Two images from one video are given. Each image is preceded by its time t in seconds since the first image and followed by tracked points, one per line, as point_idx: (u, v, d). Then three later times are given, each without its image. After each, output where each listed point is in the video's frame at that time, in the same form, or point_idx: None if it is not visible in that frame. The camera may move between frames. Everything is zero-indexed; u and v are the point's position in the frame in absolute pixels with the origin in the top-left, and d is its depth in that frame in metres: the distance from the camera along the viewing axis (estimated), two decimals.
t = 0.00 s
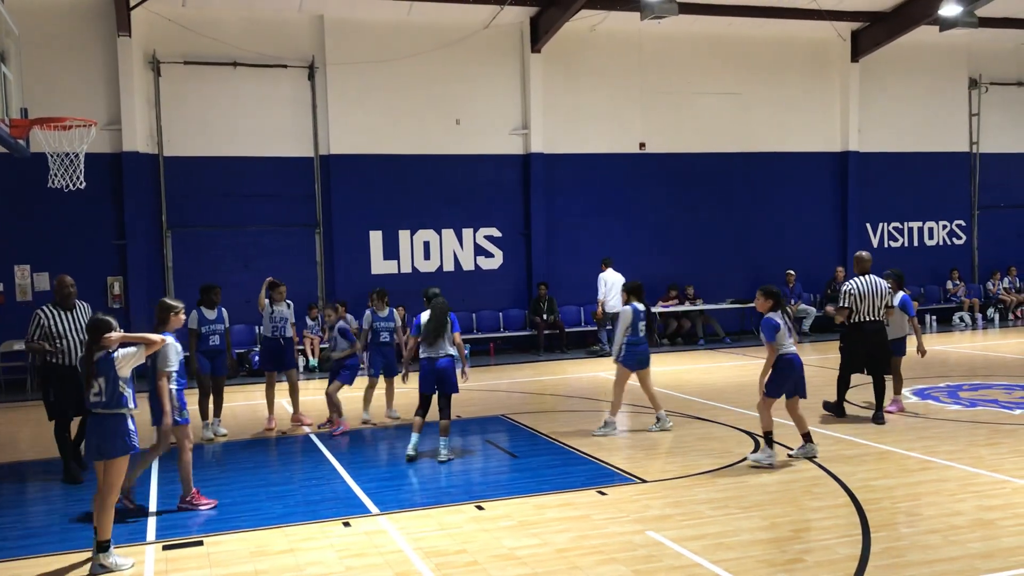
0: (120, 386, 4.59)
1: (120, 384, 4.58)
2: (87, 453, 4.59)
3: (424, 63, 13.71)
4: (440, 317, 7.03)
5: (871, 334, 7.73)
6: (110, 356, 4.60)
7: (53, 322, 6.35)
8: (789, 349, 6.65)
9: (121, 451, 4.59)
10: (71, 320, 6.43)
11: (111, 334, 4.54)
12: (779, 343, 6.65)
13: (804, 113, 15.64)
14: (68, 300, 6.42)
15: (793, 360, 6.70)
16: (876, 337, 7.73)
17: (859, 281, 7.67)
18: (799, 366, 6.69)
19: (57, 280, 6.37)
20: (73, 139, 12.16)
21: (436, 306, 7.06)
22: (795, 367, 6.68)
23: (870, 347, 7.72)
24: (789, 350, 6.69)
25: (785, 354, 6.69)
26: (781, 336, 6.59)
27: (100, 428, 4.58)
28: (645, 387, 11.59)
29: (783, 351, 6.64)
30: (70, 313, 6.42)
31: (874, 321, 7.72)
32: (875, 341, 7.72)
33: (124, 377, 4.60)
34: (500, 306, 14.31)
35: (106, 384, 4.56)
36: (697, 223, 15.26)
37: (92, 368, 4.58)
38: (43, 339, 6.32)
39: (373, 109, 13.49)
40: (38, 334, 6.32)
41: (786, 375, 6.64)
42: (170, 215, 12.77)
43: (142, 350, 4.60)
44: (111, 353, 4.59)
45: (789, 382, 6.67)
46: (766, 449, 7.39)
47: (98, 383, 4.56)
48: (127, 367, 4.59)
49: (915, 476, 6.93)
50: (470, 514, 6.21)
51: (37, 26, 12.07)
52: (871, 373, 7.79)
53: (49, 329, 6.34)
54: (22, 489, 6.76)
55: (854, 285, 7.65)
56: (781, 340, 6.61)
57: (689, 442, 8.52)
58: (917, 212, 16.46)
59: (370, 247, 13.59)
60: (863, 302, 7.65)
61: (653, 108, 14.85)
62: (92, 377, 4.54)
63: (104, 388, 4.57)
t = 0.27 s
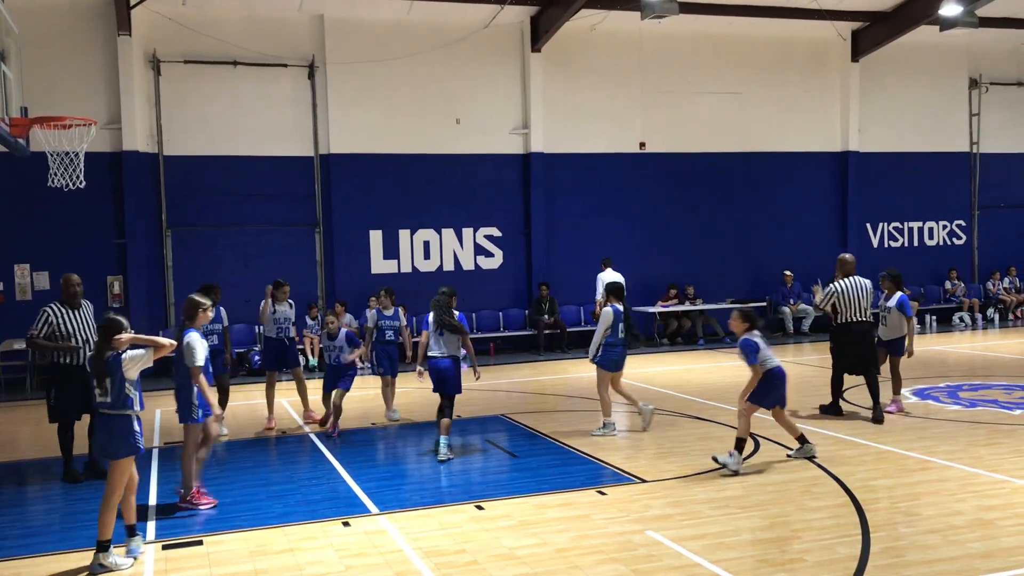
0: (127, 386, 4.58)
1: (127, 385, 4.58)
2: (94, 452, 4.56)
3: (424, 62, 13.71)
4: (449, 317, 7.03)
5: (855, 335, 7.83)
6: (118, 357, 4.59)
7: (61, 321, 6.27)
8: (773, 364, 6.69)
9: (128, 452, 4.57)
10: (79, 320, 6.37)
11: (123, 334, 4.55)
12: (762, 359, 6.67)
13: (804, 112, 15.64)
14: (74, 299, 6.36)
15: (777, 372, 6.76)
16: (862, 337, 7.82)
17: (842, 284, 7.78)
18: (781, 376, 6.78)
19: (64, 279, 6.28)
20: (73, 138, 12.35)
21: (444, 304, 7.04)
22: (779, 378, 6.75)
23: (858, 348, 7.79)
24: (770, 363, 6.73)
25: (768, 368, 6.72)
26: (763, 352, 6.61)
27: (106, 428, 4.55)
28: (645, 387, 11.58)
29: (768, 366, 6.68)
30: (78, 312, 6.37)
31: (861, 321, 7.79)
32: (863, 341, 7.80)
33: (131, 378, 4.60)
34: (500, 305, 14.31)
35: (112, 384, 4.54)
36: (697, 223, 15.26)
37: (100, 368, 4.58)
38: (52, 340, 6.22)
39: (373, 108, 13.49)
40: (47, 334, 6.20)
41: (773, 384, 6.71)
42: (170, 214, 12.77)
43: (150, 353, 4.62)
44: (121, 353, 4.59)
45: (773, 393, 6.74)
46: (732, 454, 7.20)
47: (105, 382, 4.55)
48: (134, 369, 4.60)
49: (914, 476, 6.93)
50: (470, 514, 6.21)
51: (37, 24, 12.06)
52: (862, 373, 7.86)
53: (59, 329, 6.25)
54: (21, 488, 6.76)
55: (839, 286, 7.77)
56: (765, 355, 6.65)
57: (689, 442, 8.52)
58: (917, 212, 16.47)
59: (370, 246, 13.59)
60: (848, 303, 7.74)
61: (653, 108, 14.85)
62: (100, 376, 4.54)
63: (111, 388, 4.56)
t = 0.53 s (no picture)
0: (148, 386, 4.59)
1: (148, 384, 4.59)
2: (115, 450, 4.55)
3: (424, 62, 13.71)
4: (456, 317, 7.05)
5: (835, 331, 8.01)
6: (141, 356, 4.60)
7: (74, 320, 6.29)
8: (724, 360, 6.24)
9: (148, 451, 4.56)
10: (91, 319, 6.40)
11: (148, 334, 4.57)
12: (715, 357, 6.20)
13: (804, 112, 15.64)
14: (88, 299, 6.38)
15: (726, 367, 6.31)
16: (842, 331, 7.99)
17: (827, 280, 7.89)
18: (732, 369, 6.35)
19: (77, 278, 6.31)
20: (74, 137, 12.33)
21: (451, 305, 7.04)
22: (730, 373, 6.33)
23: (832, 343, 7.99)
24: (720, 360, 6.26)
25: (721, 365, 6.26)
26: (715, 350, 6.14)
27: (124, 427, 4.54)
28: (645, 387, 11.58)
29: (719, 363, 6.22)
30: (91, 312, 6.39)
31: (839, 317, 7.97)
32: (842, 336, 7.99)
33: (152, 378, 4.61)
34: (500, 306, 14.31)
35: (133, 383, 4.56)
36: (697, 223, 15.26)
37: (122, 366, 4.59)
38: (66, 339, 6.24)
39: (373, 108, 13.49)
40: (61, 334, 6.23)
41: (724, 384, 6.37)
42: (171, 214, 12.77)
43: (172, 356, 4.63)
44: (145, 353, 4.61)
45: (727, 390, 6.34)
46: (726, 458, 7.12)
47: (126, 381, 4.56)
48: (156, 369, 4.60)
49: (914, 476, 6.93)
50: (469, 513, 6.21)
51: (37, 24, 12.06)
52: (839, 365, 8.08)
53: (73, 329, 6.28)
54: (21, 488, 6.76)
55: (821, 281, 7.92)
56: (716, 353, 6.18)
57: (688, 442, 8.51)
58: (917, 212, 16.47)
59: (370, 246, 13.59)
60: (827, 298, 7.93)
61: (653, 108, 14.85)
62: (121, 374, 4.55)
63: (131, 386, 4.57)
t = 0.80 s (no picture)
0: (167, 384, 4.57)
1: (167, 381, 4.56)
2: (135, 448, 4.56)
3: (424, 62, 13.72)
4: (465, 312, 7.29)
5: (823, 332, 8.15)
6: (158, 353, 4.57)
7: (83, 321, 6.21)
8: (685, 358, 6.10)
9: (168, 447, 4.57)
10: (101, 321, 6.31)
11: (165, 332, 4.58)
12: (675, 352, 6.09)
13: (804, 112, 15.65)
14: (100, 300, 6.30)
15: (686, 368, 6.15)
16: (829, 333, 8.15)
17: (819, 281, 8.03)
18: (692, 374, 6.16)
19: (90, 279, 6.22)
20: (73, 138, 12.35)
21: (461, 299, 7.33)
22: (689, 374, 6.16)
23: (825, 344, 8.12)
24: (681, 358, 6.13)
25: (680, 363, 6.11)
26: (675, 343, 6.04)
27: (143, 422, 4.53)
28: (645, 388, 11.58)
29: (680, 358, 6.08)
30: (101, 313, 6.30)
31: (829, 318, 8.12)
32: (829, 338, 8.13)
33: (170, 375, 4.57)
34: (500, 306, 14.31)
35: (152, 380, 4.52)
36: (697, 223, 15.26)
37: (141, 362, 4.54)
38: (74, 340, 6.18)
39: (373, 108, 13.49)
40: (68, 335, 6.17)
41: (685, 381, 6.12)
42: (171, 214, 12.77)
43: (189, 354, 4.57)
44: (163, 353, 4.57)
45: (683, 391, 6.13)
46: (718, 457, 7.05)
47: (145, 379, 4.51)
48: (174, 367, 4.56)
49: (914, 477, 6.93)
50: (469, 514, 6.22)
51: (37, 25, 12.06)
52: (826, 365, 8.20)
53: (81, 330, 6.20)
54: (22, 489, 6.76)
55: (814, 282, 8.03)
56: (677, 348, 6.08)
57: (689, 442, 8.51)
58: (917, 212, 16.47)
59: (370, 247, 13.59)
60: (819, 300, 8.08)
61: (653, 108, 14.85)
62: (141, 371, 4.50)
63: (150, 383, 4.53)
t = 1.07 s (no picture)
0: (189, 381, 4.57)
1: (189, 379, 4.56)
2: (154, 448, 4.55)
3: (424, 62, 13.71)
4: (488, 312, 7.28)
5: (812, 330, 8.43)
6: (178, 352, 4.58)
7: (95, 322, 6.14)
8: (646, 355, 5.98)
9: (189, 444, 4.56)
10: (110, 320, 6.26)
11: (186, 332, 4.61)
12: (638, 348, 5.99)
13: (803, 111, 15.64)
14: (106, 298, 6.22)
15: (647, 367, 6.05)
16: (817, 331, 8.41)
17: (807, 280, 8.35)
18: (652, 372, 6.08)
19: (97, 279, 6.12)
20: (71, 137, 12.09)
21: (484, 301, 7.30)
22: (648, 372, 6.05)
23: (812, 341, 8.43)
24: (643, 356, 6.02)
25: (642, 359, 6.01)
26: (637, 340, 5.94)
27: (166, 421, 4.53)
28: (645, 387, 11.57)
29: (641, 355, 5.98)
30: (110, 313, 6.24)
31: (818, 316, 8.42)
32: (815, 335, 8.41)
33: (192, 373, 4.58)
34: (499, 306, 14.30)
35: (174, 378, 4.52)
36: (697, 223, 15.25)
37: (162, 361, 4.55)
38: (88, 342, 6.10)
39: (372, 108, 13.49)
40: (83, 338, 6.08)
41: (644, 380, 6.04)
42: (170, 214, 12.76)
43: (211, 353, 4.58)
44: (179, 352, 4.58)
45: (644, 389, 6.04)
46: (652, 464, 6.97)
47: (167, 376, 4.52)
48: (196, 365, 4.57)
49: (914, 476, 6.93)
50: (469, 514, 6.22)
51: (36, 25, 12.05)
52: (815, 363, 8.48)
53: (94, 331, 6.13)
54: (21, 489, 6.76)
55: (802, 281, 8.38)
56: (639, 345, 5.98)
57: (689, 442, 8.51)
58: (917, 212, 16.47)
59: (369, 247, 13.59)
60: (807, 298, 8.39)
61: (652, 107, 14.85)
62: (162, 369, 4.50)
63: (172, 381, 4.53)
